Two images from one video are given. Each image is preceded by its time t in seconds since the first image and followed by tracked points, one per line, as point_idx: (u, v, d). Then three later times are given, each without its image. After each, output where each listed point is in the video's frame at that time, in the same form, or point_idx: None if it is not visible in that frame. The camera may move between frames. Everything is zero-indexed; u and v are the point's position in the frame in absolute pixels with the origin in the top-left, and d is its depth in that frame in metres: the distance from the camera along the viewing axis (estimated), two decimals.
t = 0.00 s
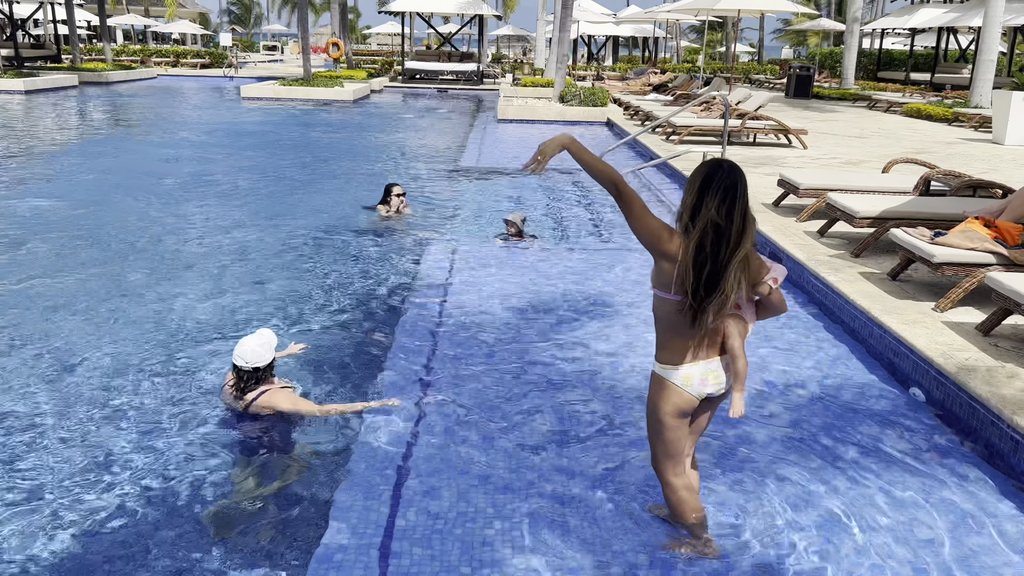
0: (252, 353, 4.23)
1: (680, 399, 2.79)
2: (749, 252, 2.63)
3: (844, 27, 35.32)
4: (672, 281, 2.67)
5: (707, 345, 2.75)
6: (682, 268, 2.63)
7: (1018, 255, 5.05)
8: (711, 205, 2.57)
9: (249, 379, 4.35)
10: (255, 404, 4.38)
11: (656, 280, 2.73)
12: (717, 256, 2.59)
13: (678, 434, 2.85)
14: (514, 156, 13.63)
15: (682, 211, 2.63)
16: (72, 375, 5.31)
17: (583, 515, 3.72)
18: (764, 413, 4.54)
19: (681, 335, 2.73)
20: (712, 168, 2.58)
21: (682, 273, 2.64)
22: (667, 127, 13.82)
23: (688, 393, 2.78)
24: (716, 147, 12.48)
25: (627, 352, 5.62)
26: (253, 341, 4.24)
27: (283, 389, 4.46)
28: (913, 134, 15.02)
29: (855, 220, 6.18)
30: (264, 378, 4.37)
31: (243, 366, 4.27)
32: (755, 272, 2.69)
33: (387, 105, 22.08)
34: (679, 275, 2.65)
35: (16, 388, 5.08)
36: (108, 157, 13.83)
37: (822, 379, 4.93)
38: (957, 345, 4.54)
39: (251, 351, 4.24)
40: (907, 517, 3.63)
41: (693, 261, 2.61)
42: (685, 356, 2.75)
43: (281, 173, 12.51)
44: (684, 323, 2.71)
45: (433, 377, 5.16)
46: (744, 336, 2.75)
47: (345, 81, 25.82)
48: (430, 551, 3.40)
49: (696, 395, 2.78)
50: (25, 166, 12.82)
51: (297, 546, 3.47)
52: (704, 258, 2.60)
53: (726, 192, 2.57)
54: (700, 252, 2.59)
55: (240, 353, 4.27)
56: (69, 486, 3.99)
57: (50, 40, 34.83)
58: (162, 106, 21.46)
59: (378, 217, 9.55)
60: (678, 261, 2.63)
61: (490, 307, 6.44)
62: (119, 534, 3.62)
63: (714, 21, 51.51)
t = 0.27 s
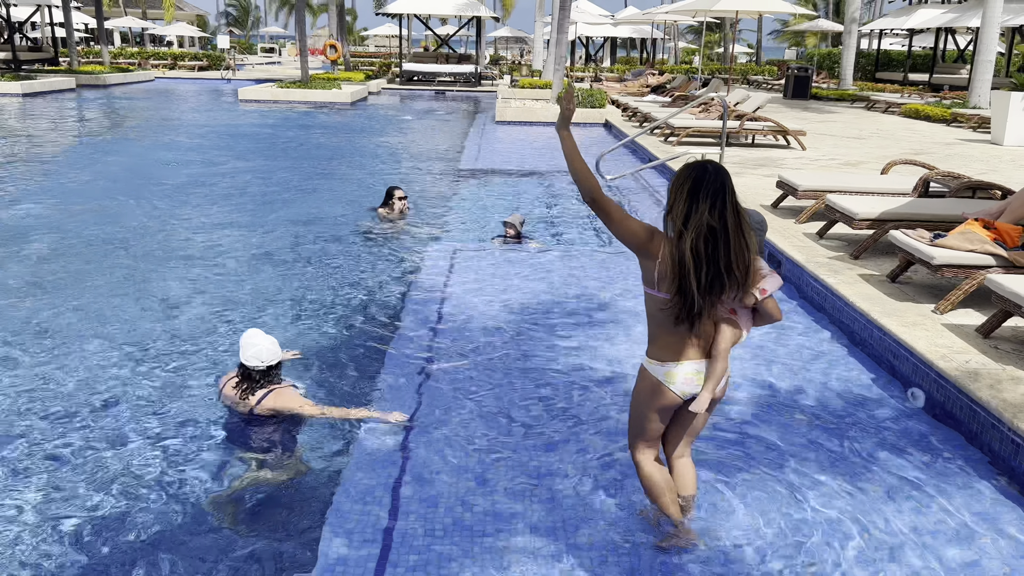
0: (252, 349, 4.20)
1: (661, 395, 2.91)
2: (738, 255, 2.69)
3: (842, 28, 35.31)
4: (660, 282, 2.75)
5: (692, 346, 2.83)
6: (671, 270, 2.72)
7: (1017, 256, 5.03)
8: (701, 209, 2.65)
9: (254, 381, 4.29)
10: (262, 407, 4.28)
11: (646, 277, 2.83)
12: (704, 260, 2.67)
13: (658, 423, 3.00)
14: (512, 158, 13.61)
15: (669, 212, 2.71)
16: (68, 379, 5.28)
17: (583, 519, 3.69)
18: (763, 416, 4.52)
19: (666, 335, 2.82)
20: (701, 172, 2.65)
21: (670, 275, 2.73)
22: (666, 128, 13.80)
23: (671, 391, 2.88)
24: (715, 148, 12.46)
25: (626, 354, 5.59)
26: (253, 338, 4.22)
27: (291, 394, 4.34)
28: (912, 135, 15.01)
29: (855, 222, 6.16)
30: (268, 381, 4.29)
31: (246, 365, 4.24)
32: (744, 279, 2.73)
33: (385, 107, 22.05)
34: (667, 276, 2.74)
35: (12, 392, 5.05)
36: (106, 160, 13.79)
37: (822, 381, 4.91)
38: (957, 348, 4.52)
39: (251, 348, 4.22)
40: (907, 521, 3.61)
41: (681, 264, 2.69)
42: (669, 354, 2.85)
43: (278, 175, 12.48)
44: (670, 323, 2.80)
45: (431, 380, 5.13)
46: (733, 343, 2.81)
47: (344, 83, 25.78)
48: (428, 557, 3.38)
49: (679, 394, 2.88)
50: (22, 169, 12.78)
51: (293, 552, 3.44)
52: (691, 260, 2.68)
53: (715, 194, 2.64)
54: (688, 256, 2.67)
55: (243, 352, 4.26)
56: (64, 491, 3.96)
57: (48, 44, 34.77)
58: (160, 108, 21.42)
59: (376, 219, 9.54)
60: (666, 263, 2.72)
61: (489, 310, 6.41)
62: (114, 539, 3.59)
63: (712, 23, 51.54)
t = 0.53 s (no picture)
0: (271, 354, 4.23)
1: (663, 390, 2.97)
2: (735, 249, 2.82)
3: (842, 30, 35.31)
4: (662, 279, 2.82)
5: (693, 343, 2.90)
6: (673, 265, 2.78)
7: (1022, 258, 5.02)
8: (703, 202, 2.76)
9: (266, 379, 4.36)
10: (271, 404, 4.38)
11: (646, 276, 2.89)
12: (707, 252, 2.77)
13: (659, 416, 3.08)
14: (513, 160, 13.59)
15: (669, 208, 2.80)
16: (70, 382, 5.25)
17: (588, 522, 3.66)
18: (767, 419, 4.49)
19: (668, 331, 2.89)
20: (699, 166, 2.78)
21: (673, 270, 2.79)
22: (667, 130, 13.79)
23: (673, 386, 2.94)
24: (716, 150, 12.45)
25: (629, 356, 5.57)
26: (272, 342, 4.23)
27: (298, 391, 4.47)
28: (913, 137, 14.99)
29: (858, 224, 6.14)
30: (281, 381, 4.37)
31: (261, 366, 4.28)
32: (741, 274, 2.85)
33: (385, 110, 22.03)
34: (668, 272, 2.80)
35: (13, 396, 5.03)
36: (106, 163, 13.77)
37: (826, 384, 4.89)
38: (962, 350, 4.50)
39: (268, 351, 4.24)
40: (914, 525, 3.58)
41: (685, 259, 2.77)
42: (671, 350, 2.91)
43: (279, 179, 12.45)
44: (672, 318, 2.86)
45: (434, 383, 5.11)
46: (733, 340, 2.88)
47: (344, 85, 25.76)
48: (432, 562, 3.36)
49: (681, 389, 2.94)
50: (23, 172, 12.76)
51: (297, 557, 3.42)
52: (695, 254, 2.77)
53: (713, 189, 2.78)
54: (692, 249, 2.76)
55: (257, 351, 4.26)
56: (66, 495, 3.93)
57: (47, 47, 34.75)
58: (161, 111, 21.40)
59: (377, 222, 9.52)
60: (666, 259, 2.79)
61: (491, 312, 6.40)
62: (116, 544, 3.56)
63: (713, 24, 51.54)
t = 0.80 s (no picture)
0: (278, 350, 4.20)
1: (654, 389, 3.04)
2: (730, 243, 2.83)
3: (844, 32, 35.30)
4: (656, 279, 2.86)
5: (684, 344, 2.94)
6: (665, 266, 2.82)
7: None
8: (696, 201, 2.79)
9: (271, 380, 4.29)
10: (276, 406, 4.29)
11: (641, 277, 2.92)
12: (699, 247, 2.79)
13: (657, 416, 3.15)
14: (515, 162, 13.59)
15: (664, 209, 2.82)
16: (71, 385, 5.25)
17: (590, 526, 3.64)
18: (770, 422, 4.47)
19: (661, 332, 2.94)
20: (690, 165, 2.81)
21: (665, 269, 2.83)
22: (669, 132, 13.78)
23: (662, 386, 3.01)
24: (718, 152, 12.43)
25: (631, 359, 5.55)
26: (280, 339, 4.23)
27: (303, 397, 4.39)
28: (916, 138, 14.97)
29: (861, 226, 6.12)
30: (286, 382, 4.30)
31: (268, 364, 4.23)
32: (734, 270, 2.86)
33: (388, 112, 22.05)
34: (660, 274, 2.85)
35: (16, 398, 5.02)
36: (109, 165, 13.78)
37: (830, 387, 4.86)
38: (967, 353, 4.47)
39: (276, 348, 4.22)
40: (920, 528, 3.56)
41: (677, 257, 2.80)
42: (660, 351, 2.96)
43: (281, 181, 12.45)
44: (661, 321, 2.92)
45: (436, 386, 5.10)
46: (723, 341, 2.87)
47: (346, 88, 25.79)
48: (434, 567, 3.33)
49: (669, 391, 2.99)
50: (26, 175, 12.77)
51: (298, 561, 3.40)
52: (687, 251, 2.79)
53: (705, 187, 2.81)
54: (686, 248, 2.79)
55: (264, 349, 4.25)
56: (67, 498, 3.92)
57: (51, 49, 34.84)
58: (163, 114, 21.44)
59: (379, 224, 9.52)
60: (658, 261, 2.83)
61: (493, 315, 6.39)
62: (118, 548, 3.55)
63: (715, 26, 51.60)
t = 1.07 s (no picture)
0: (276, 356, 4.17)
1: (643, 368, 3.10)
2: (713, 221, 2.87)
3: (849, 33, 35.24)
4: (643, 261, 2.91)
5: (670, 324, 2.99)
6: (646, 248, 2.88)
7: None
8: (678, 183, 2.85)
9: (271, 384, 4.27)
10: (282, 407, 4.31)
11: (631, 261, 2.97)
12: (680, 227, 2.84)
13: (651, 399, 3.20)
14: (518, 164, 13.58)
15: (649, 193, 2.88)
16: (72, 386, 5.24)
17: (592, 528, 3.62)
18: (773, 426, 4.45)
19: (651, 314, 2.99)
20: (674, 150, 2.88)
21: (646, 250, 2.89)
22: (673, 134, 13.76)
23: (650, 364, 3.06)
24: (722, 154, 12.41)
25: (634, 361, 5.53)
26: (276, 343, 4.19)
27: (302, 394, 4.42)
28: (921, 140, 14.93)
29: (865, 227, 6.10)
30: (286, 382, 4.31)
31: (265, 370, 4.20)
32: (717, 250, 2.90)
33: (391, 114, 22.06)
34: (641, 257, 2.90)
35: (18, 399, 5.01)
36: (113, 166, 13.80)
37: (833, 390, 4.84)
38: (971, 356, 4.45)
39: (272, 353, 4.19)
40: (922, 532, 3.54)
41: (657, 238, 2.86)
42: (648, 331, 3.02)
43: (284, 182, 12.45)
44: (646, 301, 2.99)
45: (438, 387, 5.08)
46: (707, 317, 2.91)
47: (350, 89, 25.82)
48: (434, 569, 3.32)
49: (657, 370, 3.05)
50: (30, 176, 12.79)
51: (298, 564, 3.39)
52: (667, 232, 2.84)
53: (689, 171, 2.87)
54: (670, 230, 2.84)
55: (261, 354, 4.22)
56: (67, 498, 3.91)
57: (56, 51, 34.94)
58: (168, 115, 21.48)
59: (383, 227, 9.53)
60: (642, 245, 2.88)
61: (495, 317, 6.37)
62: (117, 548, 3.54)
63: (719, 28, 51.57)
